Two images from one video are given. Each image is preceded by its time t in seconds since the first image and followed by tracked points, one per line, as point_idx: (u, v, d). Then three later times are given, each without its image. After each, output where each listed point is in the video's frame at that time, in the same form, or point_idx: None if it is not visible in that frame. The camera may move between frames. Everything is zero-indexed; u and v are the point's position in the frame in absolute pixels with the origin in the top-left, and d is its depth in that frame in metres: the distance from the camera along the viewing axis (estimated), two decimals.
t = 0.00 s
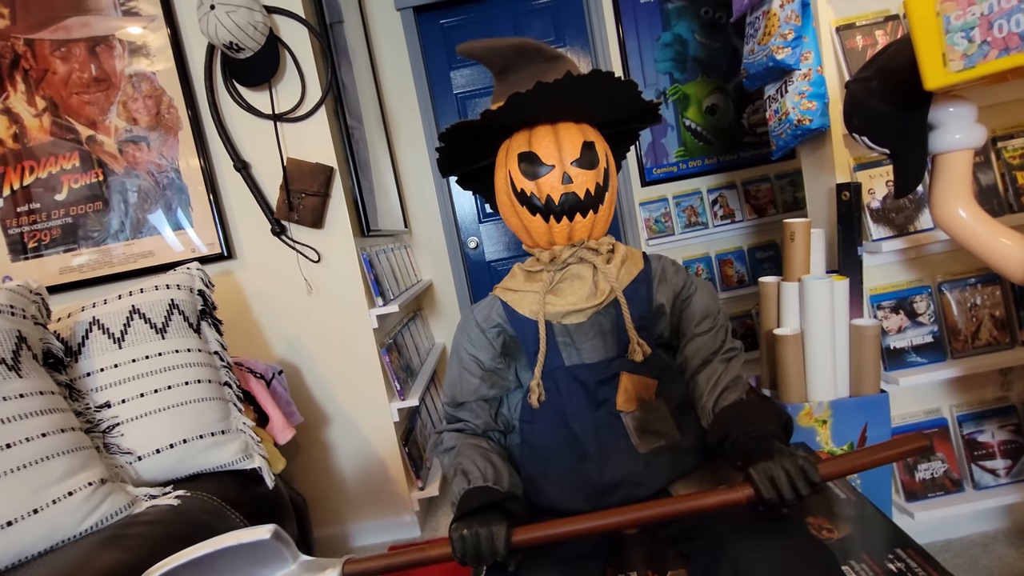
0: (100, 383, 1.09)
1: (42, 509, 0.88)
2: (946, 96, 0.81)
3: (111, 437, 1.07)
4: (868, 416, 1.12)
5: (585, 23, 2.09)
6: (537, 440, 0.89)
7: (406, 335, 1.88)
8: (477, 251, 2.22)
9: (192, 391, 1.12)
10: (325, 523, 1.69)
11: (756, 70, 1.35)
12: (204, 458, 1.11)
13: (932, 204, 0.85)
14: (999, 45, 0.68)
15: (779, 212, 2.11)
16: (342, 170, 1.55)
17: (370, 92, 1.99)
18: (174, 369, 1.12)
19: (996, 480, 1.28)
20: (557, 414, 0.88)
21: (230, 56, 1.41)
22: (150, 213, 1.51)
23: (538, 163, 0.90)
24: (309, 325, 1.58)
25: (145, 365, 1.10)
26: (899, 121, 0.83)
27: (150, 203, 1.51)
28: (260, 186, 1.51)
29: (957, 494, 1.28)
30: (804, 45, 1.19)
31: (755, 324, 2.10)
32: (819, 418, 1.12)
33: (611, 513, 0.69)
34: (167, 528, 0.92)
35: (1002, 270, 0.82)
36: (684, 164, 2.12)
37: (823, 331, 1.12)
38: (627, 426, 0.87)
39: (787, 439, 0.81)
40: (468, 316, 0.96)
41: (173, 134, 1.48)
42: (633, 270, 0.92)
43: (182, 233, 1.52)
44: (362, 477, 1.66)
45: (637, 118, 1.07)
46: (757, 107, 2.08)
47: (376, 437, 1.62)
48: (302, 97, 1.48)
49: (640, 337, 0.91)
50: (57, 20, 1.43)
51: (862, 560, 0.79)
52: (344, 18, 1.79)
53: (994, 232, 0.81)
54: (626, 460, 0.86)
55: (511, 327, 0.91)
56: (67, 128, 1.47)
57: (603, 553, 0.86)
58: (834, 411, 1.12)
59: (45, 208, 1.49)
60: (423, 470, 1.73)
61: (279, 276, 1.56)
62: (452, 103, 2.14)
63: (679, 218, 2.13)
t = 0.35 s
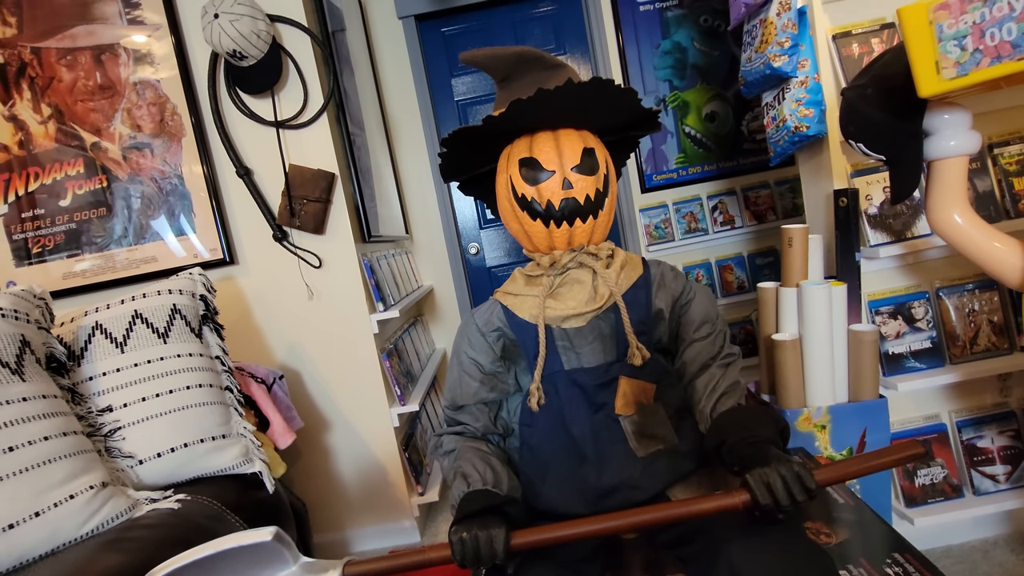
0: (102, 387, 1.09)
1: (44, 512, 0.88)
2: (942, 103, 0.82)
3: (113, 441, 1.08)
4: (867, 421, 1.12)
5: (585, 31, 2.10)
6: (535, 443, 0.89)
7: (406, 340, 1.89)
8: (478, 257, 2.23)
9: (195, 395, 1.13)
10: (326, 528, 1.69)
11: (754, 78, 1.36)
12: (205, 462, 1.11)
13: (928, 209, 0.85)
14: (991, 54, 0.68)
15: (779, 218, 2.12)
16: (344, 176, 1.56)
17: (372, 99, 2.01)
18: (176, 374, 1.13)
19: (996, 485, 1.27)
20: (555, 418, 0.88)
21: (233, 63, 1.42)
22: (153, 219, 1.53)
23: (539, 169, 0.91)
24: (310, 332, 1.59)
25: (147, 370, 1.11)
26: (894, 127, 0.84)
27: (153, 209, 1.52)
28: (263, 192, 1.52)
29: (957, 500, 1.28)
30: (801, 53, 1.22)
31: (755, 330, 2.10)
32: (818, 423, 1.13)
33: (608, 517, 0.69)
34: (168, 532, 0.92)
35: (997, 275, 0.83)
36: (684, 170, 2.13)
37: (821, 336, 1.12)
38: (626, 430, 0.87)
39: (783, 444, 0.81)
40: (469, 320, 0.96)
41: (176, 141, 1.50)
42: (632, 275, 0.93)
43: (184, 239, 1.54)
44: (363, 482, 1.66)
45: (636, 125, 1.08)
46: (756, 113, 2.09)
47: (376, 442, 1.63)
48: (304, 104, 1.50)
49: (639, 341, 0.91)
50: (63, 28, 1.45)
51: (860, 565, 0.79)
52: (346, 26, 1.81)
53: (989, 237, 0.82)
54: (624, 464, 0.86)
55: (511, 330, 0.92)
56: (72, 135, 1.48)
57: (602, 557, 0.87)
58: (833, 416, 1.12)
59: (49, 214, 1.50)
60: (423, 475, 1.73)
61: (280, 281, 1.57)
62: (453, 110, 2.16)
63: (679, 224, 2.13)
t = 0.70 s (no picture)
0: (108, 394, 1.10)
1: (50, 518, 0.89)
2: (939, 112, 0.83)
3: (118, 447, 1.09)
4: (869, 427, 1.13)
5: (586, 39, 2.12)
6: (538, 450, 0.90)
7: (409, 347, 1.89)
8: (480, 264, 2.25)
9: (200, 402, 1.14)
10: (329, 534, 1.69)
11: (754, 86, 1.38)
12: (210, 469, 1.12)
13: (927, 216, 0.85)
14: (987, 63, 0.69)
15: (780, 224, 2.13)
16: (348, 185, 1.57)
17: (375, 107, 2.02)
18: (181, 381, 1.14)
19: (999, 491, 1.27)
20: (557, 425, 0.89)
21: (239, 73, 1.44)
22: (158, 227, 1.54)
23: (540, 178, 0.92)
24: (314, 339, 1.59)
25: (153, 377, 1.12)
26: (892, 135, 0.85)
27: (159, 217, 1.54)
28: (267, 200, 1.54)
29: (960, 506, 1.28)
30: (800, 62, 1.24)
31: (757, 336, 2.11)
32: (820, 429, 1.13)
33: (609, 523, 0.69)
34: (172, 538, 0.93)
35: (996, 280, 0.84)
36: (686, 177, 2.14)
37: (822, 343, 1.12)
38: (627, 437, 0.88)
39: (784, 450, 0.81)
40: (471, 327, 0.97)
41: (182, 150, 1.52)
42: (634, 282, 0.94)
43: (189, 246, 1.55)
44: (366, 488, 1.67)
45: (637, 133, 1.09)
46: (757, 120, 2.10)
47: (379, 448, 1.63)
48: (308, 113, 1.52)
49: (640, 348, 0.92)
50: (71, 39, 1.47)
51: (862, 571, 0.79)
52: (350, 36, 1.83)
53: (986, 243, 0.83)
54: (625, 470, 0.87)
55: (514, 337, 0.92)
56: (79, 144, 1.50)
57: (604, 563, 0.87)
58: (835, 422, 1.13)
59: (56, 222, 1.52)
60: (426, 482, 1.74)
61: (284, 289, 1.58)
62: (455, 117, 2.17)
63: (681, 231, 2.14)
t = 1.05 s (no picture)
0: (111, 399, 1.11)
1: (54, 523, 0.90)
2: (939, 116, 0.83)
3: (122, 452, 1.09)
4: (872, 431, 1.12)
5: (587, 44, 2.13)
6: (540, 455, 0.90)
7: (411, 351, 1.90)
8: (482, 268, 2.25)
9: (203, 407, 1.14)
10: (331, 539, 1.69)
11: (754, 91, 1.38)
12: (213, 473, 1.13)
13: (928, 219, 0.85)
14: (986, 67, 0.70)
15: (782, 228, 2.13)
16: (350, 190, 1.58)
17: (378, 113, 2.03)
18: (184, 386, 1.14)
19: (1003, 496, 1.27)
20: (559, 430, 0.89)
21: (242, 80, 1.45)
22: (161, 232, 1.55)
23: (541, 182, 0.92)
24: (316, 344, 1.60)
25: (156, 381, 1.13)
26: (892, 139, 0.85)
27: (162, 222, 1.54)
28: (270, 206, 1.54)
29: (964, 510, 1.27)
30: (800, 66, 1.24)
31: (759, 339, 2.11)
32: (823, 433, 1.13)
33: (611, 528, 0.69)
34: (175, 543, 0.93)
35: (998, 283, 0.84)
36: (688, 181, 2.14)
37: (825, 347, 1.12)
38: (629, 441, 0.88)
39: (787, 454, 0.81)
40: (473, 331, 0.97)
41: (185, 156, 1.52)
42: (635, 287, 0.94)
43: (192, 252, 1.56)
44: (368, 492, 1.66)
45: (638, 138, 1.09)
46: (758, 124, 2.11)
47: (382, 453, 1.63)
48: (311, 119, 1.52)
49: (642, 352, 0.92)
50: (77, 47, 1.48)
51: None
52: (352, 42, 1.85)
53: (987, 245, 0.83)
54: (628, 475, 0.87)
55: (515, 342, 0.93)
56: (83, 151, 1.51)
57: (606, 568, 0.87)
58: (837, 426, 1.12)
59: (60, 228, 1.53)
60: (428, 486, 1.73)
61: (287, 294, 1.59)
62: (457, 122, 2.18)
63: (682, 234, 2.14)
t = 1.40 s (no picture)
0: (119, 395, 1.12)
1: (63, 516, 0.90)
2: (943, 116, 0.84)
3: (129, 448, 1.10)
4: (876, 431, 1.12)
5: (591, 46, 2.14)
6: (544, 452, 0.90)
7: (416, 351, 1.90)
8: (486, 269, 2.26)
9: (209, 403, 1.15)
10: (335, 537, 1.70)
11: (758, 91, 1.38)
12: (218, 469, 1.13)
13: (931, 219, 0.86)
14: (990, 66, 0.70)
15: (786, 229, 2.13)
16: (355, 190, 1.59)
17: (383, 113, 2.04)
18: (190, 382, 1.15)
19: (1008, 496, 1.27)
20: (562, 427, 0.89)
21: (249, 80, 1.46)
22: (168, 231, 1.56)
23: (545, 181, 0.93)
24: (321, 342, 1.61)
25: (163, 378, 1.13)
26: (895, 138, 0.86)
27: (169, 221, 1.56)
28: (276, 205, 1.55)
29: (968, 510, 1.27)
30: (804, 66, 1.25)
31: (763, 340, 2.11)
32: (826, 432, 1.13)
33: (614, 522, 0.70)
34: (181, 537, 0.94)
35: (1003, 283, 0.83)
36: (692, 182, 2.15)
37: (828, 346, 1.12)
38: (632, 439, 0.88)
39: (791, 450, 0.82)
40: (477, 329, 0.98)
41: (192, 155, 1.54)
42: (639, 285, 0.94)
43: (198, 251, 1.57)
44: (372, 491, 1.67)
45: (642, 137, 1.10)
46: (762, 125, 2.11)
47: (386, 451, 1.64)
48: (316, 119, 1.54)
49: (645, 350, 0.92)
50: (86, 47, 1.50)
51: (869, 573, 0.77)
52: (358, 44, 1.86)
53: (991, 244, 0.83)
54: (631, 472, 0.87)
55: (518, 340, 0.93)
56: (92, 150, 1.53)
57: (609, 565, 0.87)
58: (841, 426, 1.13)
59: (68, 227, 1.54)
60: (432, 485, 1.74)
61: (292, 292, 1.60)
62: (461, 123, 2.19)
63: (686, 235, 2.14)
